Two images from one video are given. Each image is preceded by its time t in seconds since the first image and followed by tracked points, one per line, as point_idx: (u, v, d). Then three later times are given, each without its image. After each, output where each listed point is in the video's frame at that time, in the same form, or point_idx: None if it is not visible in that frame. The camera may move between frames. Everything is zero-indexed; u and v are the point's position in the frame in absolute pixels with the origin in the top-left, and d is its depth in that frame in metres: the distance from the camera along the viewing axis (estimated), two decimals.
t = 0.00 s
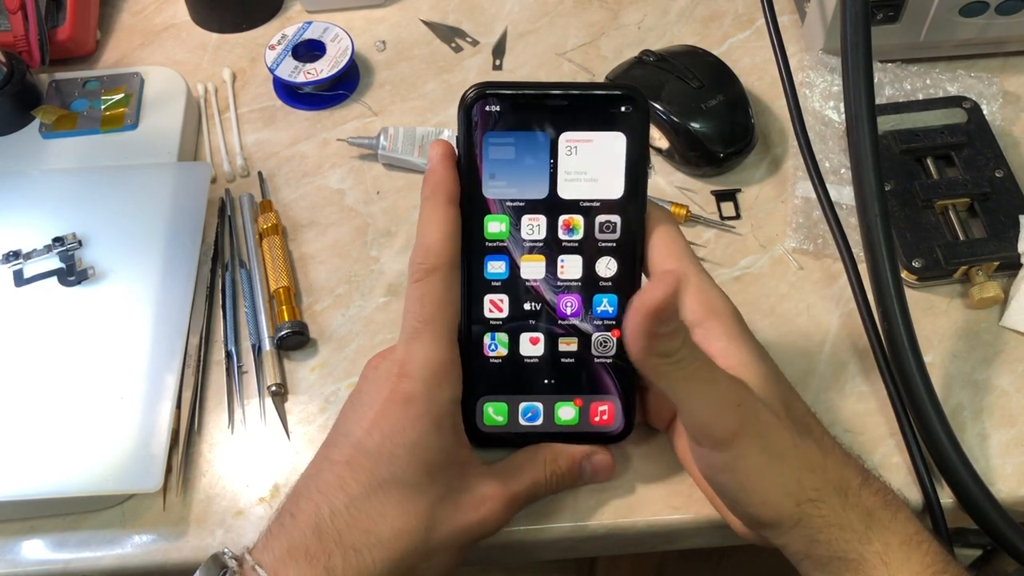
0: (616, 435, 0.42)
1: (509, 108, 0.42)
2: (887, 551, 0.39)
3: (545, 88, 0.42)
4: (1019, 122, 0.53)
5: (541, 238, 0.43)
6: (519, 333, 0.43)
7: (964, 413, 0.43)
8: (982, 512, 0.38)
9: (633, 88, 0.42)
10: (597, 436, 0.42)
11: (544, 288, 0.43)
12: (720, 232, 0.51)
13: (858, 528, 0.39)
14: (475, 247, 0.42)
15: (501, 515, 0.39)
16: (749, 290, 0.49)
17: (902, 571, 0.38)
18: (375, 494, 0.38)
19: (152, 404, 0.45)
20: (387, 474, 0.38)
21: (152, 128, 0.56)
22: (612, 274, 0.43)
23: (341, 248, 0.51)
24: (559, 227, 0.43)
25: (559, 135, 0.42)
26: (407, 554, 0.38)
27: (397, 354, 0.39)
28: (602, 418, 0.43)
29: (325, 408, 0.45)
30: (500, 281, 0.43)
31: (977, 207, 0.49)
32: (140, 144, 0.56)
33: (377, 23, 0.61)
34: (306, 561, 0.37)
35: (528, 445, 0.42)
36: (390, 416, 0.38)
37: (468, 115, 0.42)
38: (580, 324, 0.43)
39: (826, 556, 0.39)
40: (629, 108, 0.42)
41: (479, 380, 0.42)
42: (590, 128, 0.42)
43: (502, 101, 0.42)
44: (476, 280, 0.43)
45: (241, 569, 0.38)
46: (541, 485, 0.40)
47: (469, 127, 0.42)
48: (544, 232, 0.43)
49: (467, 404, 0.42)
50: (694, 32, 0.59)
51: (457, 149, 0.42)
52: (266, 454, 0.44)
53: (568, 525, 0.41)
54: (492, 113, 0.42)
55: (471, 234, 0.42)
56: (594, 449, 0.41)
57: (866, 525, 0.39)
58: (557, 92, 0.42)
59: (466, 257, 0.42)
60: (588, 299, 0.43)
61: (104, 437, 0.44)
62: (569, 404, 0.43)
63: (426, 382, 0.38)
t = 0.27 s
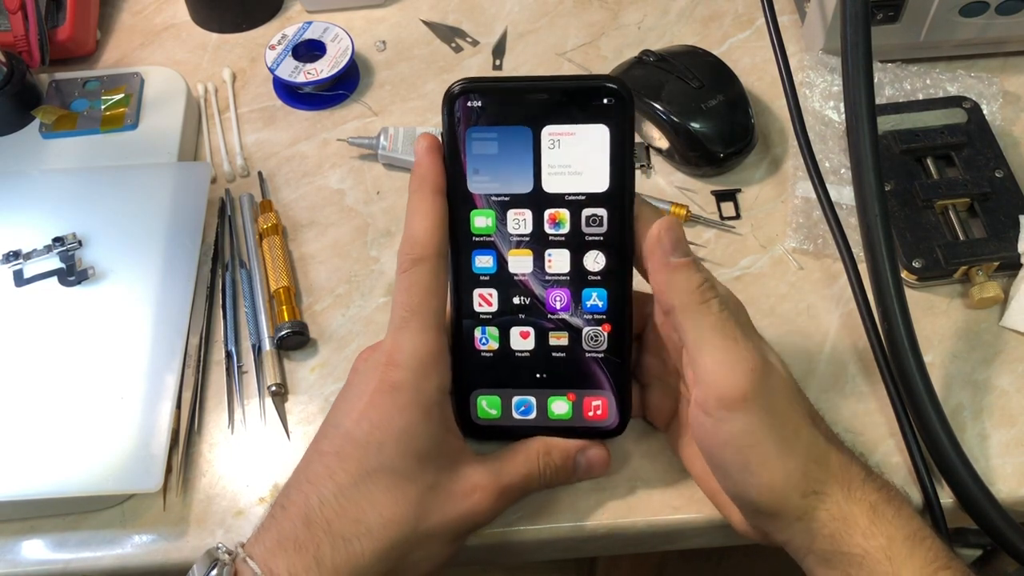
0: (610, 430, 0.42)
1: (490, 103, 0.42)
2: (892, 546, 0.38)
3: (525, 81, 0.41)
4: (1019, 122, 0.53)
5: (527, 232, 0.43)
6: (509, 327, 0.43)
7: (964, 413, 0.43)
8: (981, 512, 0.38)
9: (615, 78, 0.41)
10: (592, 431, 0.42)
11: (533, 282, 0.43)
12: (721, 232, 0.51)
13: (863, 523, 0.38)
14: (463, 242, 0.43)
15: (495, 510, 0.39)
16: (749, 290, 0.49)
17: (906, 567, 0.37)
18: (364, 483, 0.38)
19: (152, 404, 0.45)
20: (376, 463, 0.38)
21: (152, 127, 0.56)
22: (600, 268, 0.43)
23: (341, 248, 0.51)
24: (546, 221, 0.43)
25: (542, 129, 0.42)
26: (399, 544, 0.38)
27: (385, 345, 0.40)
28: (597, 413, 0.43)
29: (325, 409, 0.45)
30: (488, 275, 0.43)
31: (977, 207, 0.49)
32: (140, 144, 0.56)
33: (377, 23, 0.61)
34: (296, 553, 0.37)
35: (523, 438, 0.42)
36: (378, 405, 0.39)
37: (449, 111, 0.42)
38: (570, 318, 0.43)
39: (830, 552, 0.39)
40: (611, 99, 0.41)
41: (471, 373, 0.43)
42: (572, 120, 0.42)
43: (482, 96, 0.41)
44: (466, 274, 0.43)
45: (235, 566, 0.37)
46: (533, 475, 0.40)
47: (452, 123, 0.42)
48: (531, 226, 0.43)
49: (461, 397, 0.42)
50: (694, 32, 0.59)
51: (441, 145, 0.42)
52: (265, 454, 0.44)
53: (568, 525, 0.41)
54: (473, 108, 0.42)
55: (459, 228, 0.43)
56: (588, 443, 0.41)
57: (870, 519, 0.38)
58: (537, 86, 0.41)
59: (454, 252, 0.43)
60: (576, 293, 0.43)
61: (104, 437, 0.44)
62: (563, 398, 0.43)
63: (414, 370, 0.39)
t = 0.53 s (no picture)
0: (611, 429, 0.42)
1: (501, 97, 0.41)
2: (901, 539, 0.38)
3: (537, 77, 0.41)
4: (1019, 122, 0.53)
5: (534, 229, 0.43)
6: (512, 324, 0.43)
7: (964, 413, 0.43)
8: (981, 512, 0.38)
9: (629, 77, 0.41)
10: (593, 430, 0.42)
11: (539, 280, 0.43)
12: (720, 232, 0.51)
13: (873, 514, 0.38)
14: (469, 239, 0.43)
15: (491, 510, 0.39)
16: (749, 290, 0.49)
17: (915, 560, 0.37)
18: (359, 487, 0.38)
19: (152, 404, 0.45)
20: (371, 466, 0.38)
21: (152, 128, 0.56)
22: (607, 267, 0.43)
23: (341, 248, 0.51)
24: (552, 219, 0.43)
25: (553, 126, 0.42)
26: (393, 547, 0.39)
27: (382, 347, 0.40)
28: (597, 411, 0.43)
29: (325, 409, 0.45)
30: (493, 272, 0.43)
31: (977, 207, 0.49)
32: (140, 145, 0.56)
33: (377, 23, 0.61)
34: (291, 555, 0.37)
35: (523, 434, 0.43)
36: (373, 409, 0.39)
37: (459, 104, 0.41)
38: (575, 317, 0.43)
39: (839, 542, 0.39)
40: (623, 97, 0.41)
41: (473, 369, 0.43)
42: (583, 118, 0.42)
43: (495, 91, 0.41)
44: (470, 270, 0.43)
45: (232, 568, 0.38)
46: (529, 476, 0.40)
47: (461, 117, 0.41)
48: (537, 224, 0.43)
49: (462, 394, 0.42)
50: (694, 32, 0.59)
51: (450, 139, 0.42)
52: (265, 454, 0.44)
53: (567, 525, 0.41)
54: (483, 103, 0.41)
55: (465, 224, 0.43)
56: (587, 441, 0.41)
57: (879, 511, 0.38)
58: (550, 82, 0.41)
59: (459, 248, 0.43)
60: (582, 292, 0.43)
61: (104, 437, 0.45)
62: (563, 396, 0.43)
63: (410, 374, 0.39)
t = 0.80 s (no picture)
0: (617, 429, 0.42)
1: (512, 88, 0.42)
2: (910, 534, 0.38)
3: (548, 69, 0.41)
4: (1019, 122, 0.53)
5: (543, 223, 0.42)
6: (518, 319, 0.43)
7: (964, 413, 0.43)
8: (981, 512, 0.38)
9: (641, 69, 0.41)
10: (598, 430, 0.42)
11: (547, 275, 0.43)
12: (721, 232, 0.51)
13: (883, 509, 0.38)
14: (477, 231, 0.43)
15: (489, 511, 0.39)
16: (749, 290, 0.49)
17: (923, 556, 0.38)
18: (350, 491, 0.38)
19: (152, 404, 0.45)
20: (361, 470, 0.38)
21: (152, 128, 0.56)
22: (616, 262, 0.42)
23: (341, 248, 0.51)
24: (562, 212, 0.42)
25: (564, 117, 0.42)
26: (385, 552, 0.38)
27: (375, 350, 0.40)
28: (604, 411, 0.42)
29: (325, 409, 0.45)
30: (500, 266, 0.43)
31: (977, 207, 0.49)
32: (141, 145, 0.56)
33: (377, 23, 0.61)
34: (283, 558, 0.37)
35: (526, 435, 0.42)
36: (364, 412, 0.39)
37: (470, 95, 0.42)
38: (582, 313, 0.43)
39: (848, 537, 0.39)
40: (635, 89, 0.41)
41: (479, 365, 0.43)
42: (594, 109, 0.42)
43: (506, 81, 0.42)
44: (477, 263, 0.43)
45: (227, 570, 0.38)
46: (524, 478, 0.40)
47: (471, 107, 0.42)
48: (546, 217, 0.42)
49: (467, 390, 0.43)
50: (694, 32, 0.59)
51: (460, 129, 0.42)
52: (265, 454, 0.44)
53: (567, 525, 0.41)
54: (494, 93, 0.42)
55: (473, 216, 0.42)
56: (582, 441, 0.42)
57: (889, 506, 0.38)
58: (562, 73, 0.41)
59: (465, 242, 0.42)
60: (590, 287, 0.43)
61: (105, 437, 0.44)
62: (570, 395, 0.43)
63: (401, 379, 0.39)
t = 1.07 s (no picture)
0: (620, 421, 0.42)
1: (539, 74, 0.41)
2: (914, 532, 0.38)
3: (577, 57, 0.41)
4: (1019, 122, 0.53)
5: (559, 212, 0.43)
6: (530, 307, 0.43)
7: (964, 413, 0.43)
8: (981, 512, 0.38)
9: (667, 63, 0.42)
10: (602, 420, 0.42)
11: (560, 264, 0.43)
12: (720, 232, 0.51)
13: (887, 507, 0.38)
14: (494, 215, 0.42)
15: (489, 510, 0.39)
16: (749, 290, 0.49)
17: (927, 554, 0.38)
18: (360, 493, 0.38)
19: (152, 404, 0.45)
20: (372, 471, 0.38)
21: (152, 128, 0.56)
22: (631, 255, 0.43)
23: (341, 248, 0.51)
24: (581, 202, 0.43)
25: (589, 107, 0.42)
26: (396, 553, 0.38)
27: (387, 351, 0.40)
28: (608, 403, 0.43)
29: (325, 409, 0.45)
30: (516, 252, 0.43)
31: (977, 207, 0.49)
32: (141, 145, 0.56)
33: (377, 23, 0.61)
34: (294, 562, 0.37)
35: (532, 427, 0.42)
36: (376, 413, 0.39)
37: (496, 79, 0.41)
38: (594, 303, 0.43)
39: (851, 534, 0.39)
40: (661, 84, 0.42)
41: (488, 349, 0.43)
42: (620, 101, 0.42)
43: (534, 67, 0.41)
44: (494, 248, 0.43)
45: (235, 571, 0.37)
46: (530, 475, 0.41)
47: (497, 92, 0.41)
48: (563, 207, 0.43)
49: (474, 374, 0.43)
50: (694, 32, 0.59)
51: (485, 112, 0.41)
52: (265, 454, 0.44)
53: (568, 525, 0.41)
54: (521, 79, 0.41)
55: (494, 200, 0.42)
56: (583, 430, 0.42)
57: (893, 505, 0.38)
58: (589, 63, 0.41)
59: (484, 225, 0.42)
60: (603, 278, 0.43)
61: (105, 437, 0.45)
62: (575, 384, 0.43)
63: (411, 380, 0.39)
